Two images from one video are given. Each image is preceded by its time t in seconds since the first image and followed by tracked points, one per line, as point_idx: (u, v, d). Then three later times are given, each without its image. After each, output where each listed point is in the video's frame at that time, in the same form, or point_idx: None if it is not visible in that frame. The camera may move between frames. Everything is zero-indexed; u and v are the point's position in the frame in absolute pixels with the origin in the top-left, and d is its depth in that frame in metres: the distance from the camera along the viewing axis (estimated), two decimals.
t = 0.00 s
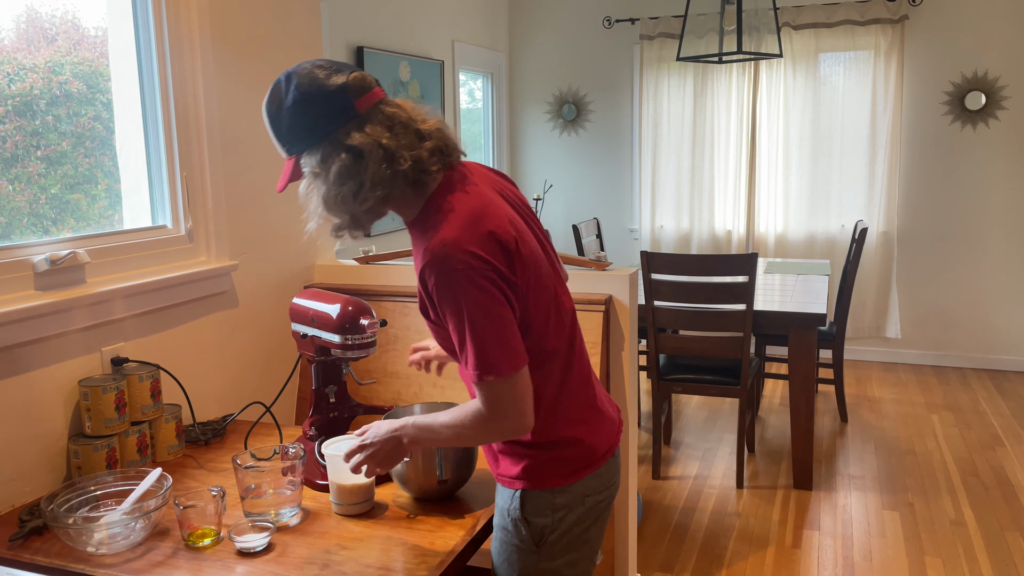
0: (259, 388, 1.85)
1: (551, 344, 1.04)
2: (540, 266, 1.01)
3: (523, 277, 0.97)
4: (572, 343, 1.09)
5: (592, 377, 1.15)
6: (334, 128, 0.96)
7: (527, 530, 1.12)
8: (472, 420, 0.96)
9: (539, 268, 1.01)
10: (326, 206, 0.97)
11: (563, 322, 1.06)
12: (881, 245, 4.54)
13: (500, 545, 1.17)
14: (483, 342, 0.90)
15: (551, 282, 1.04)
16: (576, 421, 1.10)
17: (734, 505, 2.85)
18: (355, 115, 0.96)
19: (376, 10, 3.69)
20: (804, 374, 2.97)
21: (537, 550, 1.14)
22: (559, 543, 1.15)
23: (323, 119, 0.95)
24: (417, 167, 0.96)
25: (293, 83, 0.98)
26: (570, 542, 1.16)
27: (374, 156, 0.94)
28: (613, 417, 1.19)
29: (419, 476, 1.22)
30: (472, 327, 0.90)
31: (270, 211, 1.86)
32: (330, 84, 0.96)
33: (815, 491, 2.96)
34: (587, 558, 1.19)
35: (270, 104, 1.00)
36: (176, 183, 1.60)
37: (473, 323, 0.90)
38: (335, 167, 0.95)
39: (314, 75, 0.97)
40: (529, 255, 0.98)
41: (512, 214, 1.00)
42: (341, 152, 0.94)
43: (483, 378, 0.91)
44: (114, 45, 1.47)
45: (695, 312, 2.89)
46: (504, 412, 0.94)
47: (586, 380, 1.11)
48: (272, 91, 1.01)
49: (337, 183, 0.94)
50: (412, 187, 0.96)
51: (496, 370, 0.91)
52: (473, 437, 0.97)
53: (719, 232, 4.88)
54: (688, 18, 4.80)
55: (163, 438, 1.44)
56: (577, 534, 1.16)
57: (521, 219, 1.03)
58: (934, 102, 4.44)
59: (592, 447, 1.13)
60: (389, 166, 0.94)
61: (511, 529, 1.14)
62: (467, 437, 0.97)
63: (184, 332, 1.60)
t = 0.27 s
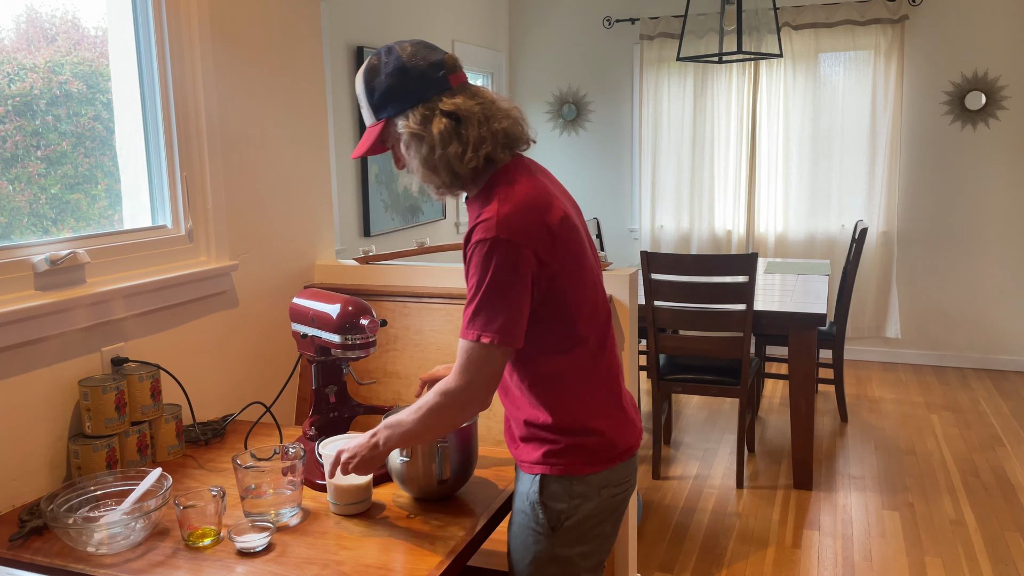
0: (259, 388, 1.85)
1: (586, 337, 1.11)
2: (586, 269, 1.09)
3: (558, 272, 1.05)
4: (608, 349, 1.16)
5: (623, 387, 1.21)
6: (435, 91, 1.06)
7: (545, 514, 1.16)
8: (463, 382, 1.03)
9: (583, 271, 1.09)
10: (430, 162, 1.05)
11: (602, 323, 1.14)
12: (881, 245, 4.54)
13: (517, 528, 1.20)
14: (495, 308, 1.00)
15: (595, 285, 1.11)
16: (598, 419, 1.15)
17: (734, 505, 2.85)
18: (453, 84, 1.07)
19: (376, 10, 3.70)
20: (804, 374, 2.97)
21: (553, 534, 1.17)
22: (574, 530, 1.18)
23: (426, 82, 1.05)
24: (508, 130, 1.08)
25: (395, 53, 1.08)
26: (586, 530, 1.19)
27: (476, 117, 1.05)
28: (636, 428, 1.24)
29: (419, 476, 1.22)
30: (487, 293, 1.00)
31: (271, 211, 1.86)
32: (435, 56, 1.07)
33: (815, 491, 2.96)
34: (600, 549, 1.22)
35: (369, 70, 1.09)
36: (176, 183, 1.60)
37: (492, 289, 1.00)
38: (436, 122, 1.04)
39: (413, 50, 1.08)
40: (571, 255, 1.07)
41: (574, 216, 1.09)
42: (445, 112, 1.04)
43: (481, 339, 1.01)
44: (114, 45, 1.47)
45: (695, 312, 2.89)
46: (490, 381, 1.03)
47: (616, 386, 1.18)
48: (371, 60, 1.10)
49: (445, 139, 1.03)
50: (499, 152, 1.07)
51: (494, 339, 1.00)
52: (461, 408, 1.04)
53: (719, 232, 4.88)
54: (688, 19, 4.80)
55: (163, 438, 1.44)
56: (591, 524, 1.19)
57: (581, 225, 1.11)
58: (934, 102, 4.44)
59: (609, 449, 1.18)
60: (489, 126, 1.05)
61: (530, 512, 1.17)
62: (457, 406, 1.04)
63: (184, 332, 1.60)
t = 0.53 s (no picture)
0: (259, 388, 1.85)
1: (618, 317, 1.18)
2: (617, 253, 1.18)
3: (595, 250, 1.13)
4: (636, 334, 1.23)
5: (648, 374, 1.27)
6: (474, 88, 1.14)
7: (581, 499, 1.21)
8: (505, 351, 1.07)
9: (615, 254, 1.17)
10: (465, 151, 1.13)
11: (630, 307, 1.21)
12: (881, 245, 4.54)
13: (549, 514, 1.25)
14: (540, 276, 1.06)
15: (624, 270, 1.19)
16: (629, 399, 1.21)
17: (734, 506, 2.85)
18: (490, 82, 1.16)
19: (376, 10, 3.70)
20: (804, 374, 2.97)
21: (586, 517, 1.23)
22: (607, 513, 1.24)
23: (468, 79, 1.14)
24: (537, 127, 1.17)
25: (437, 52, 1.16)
26: (617, 514, 1.25)
27: (510, 113, 1.14)
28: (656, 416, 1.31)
29: (419, 477, 1.22)
30: (533, 263, 1.06)
31: (271, 211, 1.86)
32: (475, 57, 1.15)
33: (815, 491, 2.96)
34: (626, 532, 1.29)
35: (412, 66, 1.17)
36: (176, 183, 1.60)
37: (538, 260, 1.06)
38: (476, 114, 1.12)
39: (455, 49, 1.16)
40: (605, 237, 1.15)
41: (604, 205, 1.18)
42: (482, 105, 1.12)
43: (526, 307, 1.06)
44: (114, 45, 1.47)
45: (695, 311, 2.89)
46: (532, 348, 1.07)
47: (643, 372, 1.24)
48: (414, 58, 1.18)
49: (481, 130, 1.12)
50: (529, 148, 1.16)
51: (539, 305, 1.05)
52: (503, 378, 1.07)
53: (720, 232, 4.88)
54: (688, 19, 4.80)
55: (163, 438, 1.44)
56: (622, 507, 1.25)
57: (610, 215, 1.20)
58: (934, 102, 4.44)
59: (639, 434, 1.23)
60: (522, 122, 1.15)
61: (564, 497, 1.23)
62: (499, 375, 1.07)
63: (184, 332, 1.60)
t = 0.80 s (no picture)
0: (259, 388, 1.85)
1: (636, 305, 1.20)
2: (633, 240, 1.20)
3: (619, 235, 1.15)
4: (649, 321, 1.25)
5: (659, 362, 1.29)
6: (487, 85, 1.16)
7: (606, 496, 1.21)
8: (559, 329, 1.09)
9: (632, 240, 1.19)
10: (482, 145, 1.14)
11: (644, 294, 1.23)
12: (881, 245, 4.54)
13: (570, 515, 1.24)
14: (579, 258, 1.07)
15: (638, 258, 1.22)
16: (648, 385, 1.22)
17: (734, 505, 2.85)
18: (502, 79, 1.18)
19: (376, 10, 3.70)
20: (803, 374, 2.97)
21: (613, 514, 1.22)
22: (631, 508, 1.24)
23: (481, 77, 1.16)
24: (549, 123, 1.20)
25: (447, 53, 1.18)
26: (640, 508, 1.25)
27: (525, 108, 1.16)
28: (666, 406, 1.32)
29: (419, 478, 1.22)
30: (573, 243, 1.08)
31: (271, 211, 1.86)
32: (485, 57, 1.17)
33: (815, 491, 2.96)
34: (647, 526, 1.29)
35: (423, 66, 1.18)
36: (176, 183, 1.60)
37: (573, 243, 1.08)
38: (492, 110, 1.13)
39: (466, 49, 1.18)
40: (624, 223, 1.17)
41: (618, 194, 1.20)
42: (499, 101, 1.14)
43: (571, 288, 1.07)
44: (114, 45, 1.47)
45: (694, 311, 2.89)
46: (584, 327, 1.09)
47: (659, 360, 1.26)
48: (424, 59, 1.19)
49: (499, 124, 1.13)
50: (543, 144, 1.18)
51: (585, 284, 1.07)
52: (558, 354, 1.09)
53: (720, 232, 4.88)
54: (688, 19, 4.80)
55: (163, 438, 1.44)
56: (645, 500, 1.25)
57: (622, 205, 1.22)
58: (934, 102, 4.44)
59: (657, 422, 1.24)
60: (535, 118, 1.17)
61: (589, 496, 1.21)
62: (552, 353, 1.08)
63: (184, 332, 1.60)
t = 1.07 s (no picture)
0: (259, 388, 1.85)
1: (642, 303, 1.20)
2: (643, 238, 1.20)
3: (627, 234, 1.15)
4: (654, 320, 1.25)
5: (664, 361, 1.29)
6: (505, 80, 1.16)
7: (612, 496, 1.21)
8: (553, 333, 1.10)
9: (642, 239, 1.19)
10: (501, 137, 1.14)
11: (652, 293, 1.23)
12: (881, 245, 4.54)
13: (573, 515, 1.23)
14: (586, 258, 1.08)
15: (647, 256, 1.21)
16: (652, 384, 1.22)
17: (734, 505, 2.85)
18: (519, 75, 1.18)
19: (376, 10, 3.69)
20: (803, 374, 2.97)
21: (616, 514, 1.22)
22: (634, 508, 1.24)
23: (499, 72, 1.16)
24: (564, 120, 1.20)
25: (465, 46, 1.17)
26: (645, 506, 1.26)
27: (543, 102, 1.16)
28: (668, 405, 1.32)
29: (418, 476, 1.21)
30: (578, 243, 1.08)
31: (271, 211, 1.86)
32: (502, 53, 1.17)
33: (815, 491, 2.96)
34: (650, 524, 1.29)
35: (440, 59, 1.17)
36: (176, 183, 1.60)
37: (580, 243, 1.08)
38: (512, 104, 1.13)
39: (484, 43, 1.18)
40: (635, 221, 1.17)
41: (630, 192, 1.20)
42: (518, 94, 1.14)
43: (574, 288, 1.08)
44: (114, 45, 1.47)
45: (694, 311, 2.89)
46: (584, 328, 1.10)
47: (663, 359, 1.26)
48: (441, 52, 1.18)
49: (519, 117, 1.13)
50: (560, 139, 1.19)
51: (588, 285, 1.08)
52: (553, 356, 1.10)
53: (720, 232, 4.88)
54: (688, 19, 4.80)
55: (162, 438, 1.44)
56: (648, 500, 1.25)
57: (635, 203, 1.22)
58: (934, 102, 4.44)
59: (660, 420, 1.24)
60: (552, 114, 1.17)
61: (593, 496, 1.21)
62: (548, 356, 1.10)
63: (184, 332, 1.60)
